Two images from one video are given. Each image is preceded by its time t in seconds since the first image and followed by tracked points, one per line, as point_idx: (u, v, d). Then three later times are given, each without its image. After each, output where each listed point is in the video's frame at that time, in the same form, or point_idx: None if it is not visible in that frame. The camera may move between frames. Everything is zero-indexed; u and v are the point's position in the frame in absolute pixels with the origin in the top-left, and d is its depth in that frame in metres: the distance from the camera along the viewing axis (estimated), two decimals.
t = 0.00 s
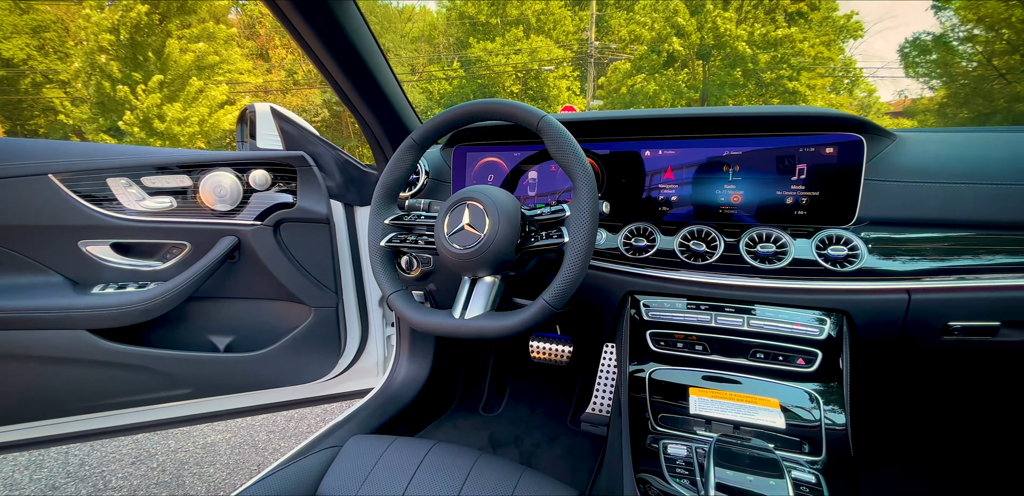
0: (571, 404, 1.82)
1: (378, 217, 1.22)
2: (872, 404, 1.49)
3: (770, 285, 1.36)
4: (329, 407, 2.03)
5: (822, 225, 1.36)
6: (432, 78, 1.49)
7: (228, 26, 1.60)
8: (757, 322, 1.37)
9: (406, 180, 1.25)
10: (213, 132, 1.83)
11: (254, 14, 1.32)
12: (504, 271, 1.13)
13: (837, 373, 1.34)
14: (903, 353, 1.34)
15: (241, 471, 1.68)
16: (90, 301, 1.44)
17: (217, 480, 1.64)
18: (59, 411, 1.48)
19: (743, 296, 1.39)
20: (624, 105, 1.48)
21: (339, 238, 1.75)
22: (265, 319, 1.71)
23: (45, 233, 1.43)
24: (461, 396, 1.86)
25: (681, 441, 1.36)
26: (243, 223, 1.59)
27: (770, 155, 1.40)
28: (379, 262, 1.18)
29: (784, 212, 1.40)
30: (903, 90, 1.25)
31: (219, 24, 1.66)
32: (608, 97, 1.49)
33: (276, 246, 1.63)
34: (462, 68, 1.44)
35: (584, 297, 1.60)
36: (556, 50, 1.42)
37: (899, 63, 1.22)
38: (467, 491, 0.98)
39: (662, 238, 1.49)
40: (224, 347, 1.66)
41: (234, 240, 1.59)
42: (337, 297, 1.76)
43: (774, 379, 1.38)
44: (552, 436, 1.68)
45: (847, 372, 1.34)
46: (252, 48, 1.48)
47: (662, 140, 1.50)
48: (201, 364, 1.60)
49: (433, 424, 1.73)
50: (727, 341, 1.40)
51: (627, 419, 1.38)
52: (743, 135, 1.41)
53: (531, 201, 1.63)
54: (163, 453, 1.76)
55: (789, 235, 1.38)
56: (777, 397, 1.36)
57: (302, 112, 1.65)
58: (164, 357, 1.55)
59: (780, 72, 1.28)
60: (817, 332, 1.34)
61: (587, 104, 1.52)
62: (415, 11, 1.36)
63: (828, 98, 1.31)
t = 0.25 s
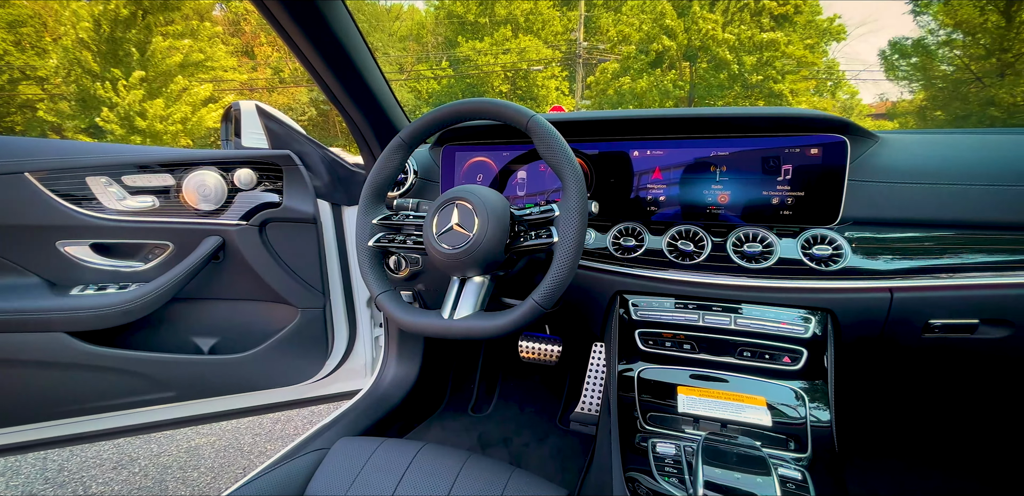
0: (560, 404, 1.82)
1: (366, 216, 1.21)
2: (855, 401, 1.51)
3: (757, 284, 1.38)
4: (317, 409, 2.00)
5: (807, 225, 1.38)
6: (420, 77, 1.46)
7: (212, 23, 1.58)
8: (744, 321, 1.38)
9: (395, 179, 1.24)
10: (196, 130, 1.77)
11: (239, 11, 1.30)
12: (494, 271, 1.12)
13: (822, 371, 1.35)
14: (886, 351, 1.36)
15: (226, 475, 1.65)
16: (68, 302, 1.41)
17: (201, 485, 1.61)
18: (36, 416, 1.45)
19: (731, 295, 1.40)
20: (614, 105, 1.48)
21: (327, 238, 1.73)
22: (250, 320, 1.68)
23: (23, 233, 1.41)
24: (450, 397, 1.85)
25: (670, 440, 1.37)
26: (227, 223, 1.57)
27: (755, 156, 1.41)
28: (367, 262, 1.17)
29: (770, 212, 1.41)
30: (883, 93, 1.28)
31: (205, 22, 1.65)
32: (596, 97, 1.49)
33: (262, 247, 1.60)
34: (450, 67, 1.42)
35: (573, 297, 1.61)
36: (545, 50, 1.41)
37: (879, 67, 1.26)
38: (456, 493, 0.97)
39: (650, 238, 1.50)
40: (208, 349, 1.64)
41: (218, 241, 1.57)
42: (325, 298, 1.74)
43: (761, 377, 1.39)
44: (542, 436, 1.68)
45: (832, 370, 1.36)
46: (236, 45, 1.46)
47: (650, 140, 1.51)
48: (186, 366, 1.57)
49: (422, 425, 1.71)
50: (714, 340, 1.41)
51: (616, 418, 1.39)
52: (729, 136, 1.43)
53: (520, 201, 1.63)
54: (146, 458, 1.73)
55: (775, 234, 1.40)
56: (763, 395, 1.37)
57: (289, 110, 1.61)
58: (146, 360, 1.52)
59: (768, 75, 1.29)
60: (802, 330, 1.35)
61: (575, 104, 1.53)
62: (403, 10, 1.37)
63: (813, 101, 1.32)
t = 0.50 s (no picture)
0: (549, 404, 1.82)
1: (354, 215, 1.20)
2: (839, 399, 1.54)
3: (744, 283, 1.39)
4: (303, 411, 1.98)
5: (792, 225, 1.40)
6: (409, 77, 1.46)
7: (197, 20, 1.57)
8: (731, 320, 1.39)
9: (383, 179, 1.22)
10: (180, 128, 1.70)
11: (224, 7, 1.28)
12: (483, 271, 1.12)
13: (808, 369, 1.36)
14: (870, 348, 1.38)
15: (210, 479, 1.62)
16: (46, 304, 1.38)
17: (184, 489, 1.58)
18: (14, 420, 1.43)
19: (718, 295, 1.41)
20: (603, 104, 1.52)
21: (314, 237, 1.71)
22: (235, 321, 1.66)
23: None
24: (439, 397, 1.84)
25: (659, 439, 1.37)
26: (211, 223, 1.54)
27: (743, 156, 1.43)
28: (354, 263, 1.16)
29: (756, 212, 1.43)
30: (866, 94, 1.32)
31: (188, 20, 1.64)
32: (584, 97, 1.53)
33: (247, 247, 1.58)
34: (439, 66, 1.45)
35: (562, 297, 1.61)
36: (534, 50, 1.47)
37: (861, 69, 1.30)
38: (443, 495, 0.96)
39: (639, 237, 1.51)
40: (192, 351, 1.61)
41: (203, 241, 1.54)
42: (312, 298, 1.72)
43: (748, 376, 1.39)
44: (531, 436, 1.68)
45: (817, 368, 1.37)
46: (222, 43, 1.49)
47: (638, 141, 1.51)
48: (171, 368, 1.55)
49: (411, 426, 1.70)
50: (702, 339, 1.41)
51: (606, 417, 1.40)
52: (718, 137, 1.44)
53: (510, 201, 1.62)
54: (127, 463, 1.69)
55: (761, 234, 1.42)
56: (750, 393, 1.38)
57: (275, 108, 1.61)
58: (127, 363, 1.50)
59: (753, 76, 1.41)
60: (788, 328, 1.36)
61: (564, 104, 1.52)
62: (391, 9, 1.38)
63: (799, 101, 1.36)
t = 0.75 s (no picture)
0: (538, 404, 1.82)
1: (340, 215, 1.18)
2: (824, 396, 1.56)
3: (731, 283, 1.40)
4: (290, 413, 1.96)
5: (779, 224, 1.42)
6: (397, 75, 1.45)
7: (181, 16, 1.56)
8: (718, 319, 1.40)
9: (371, 178, 1.21)
10: (163, 127, 1.67)
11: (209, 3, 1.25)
12: (472, 271, 1.12)
13: (794, 367, 1.37)
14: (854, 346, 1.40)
15: (194, 483, 1.59)
16: (24, 306, 1.36)
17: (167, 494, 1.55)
18: None
19: (706, 294, 1.43)
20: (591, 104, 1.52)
21: (301, 237, 1.68)
22: (219, 322, 1.63)
23: None
24: (428, 398, 1.83)
25: (647, 438, 1.36)
26: (195, 223, 1.51)
27: (729, 156, 1.44)
28: (342, 263, 1.15)
29: (743, 212, 1.45)
30: (852, 96, 1.33)
31: (172, 15, 1.62)
32: (573, 97, 1.53)
33: (232, 246, 1.55)
34: (427, 65, 1.43)
35: (551, 297, 1.61)
36: (523, 49, 1.48)
37: (843, 71, 1.32)
38: None
39: (628, 237, 1.52)
40: (176, 353, 1.59)
41: (186, 241, 1.51)
42: (299, 299, 1.69)
43: (735, 374, 1.40)
44: (520, 436, 1.68)
45: (803, 366, 1.38)
46: (207, 39, 1.46)
47: (627, 141, 1.52)
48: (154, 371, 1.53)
49: (399, 427, 1.69)
50: (689, 338, 1.42)
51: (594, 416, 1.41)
52: (705, 137, 1.45)
53: (499, 201, 1.62)
54: (108, 467, 1.66)
55: (748, 234, 1.43)
56: (737, 391, 1.38)
57: (260, 107, 1.58)
58: (107, 366, 1.48)
59: (739, 77, 1.42)
60: (774, 327, 1.37)
61: (553, 105, 1.53)
62: (378, 7, 1.35)
63: (784, 104, 1.37)
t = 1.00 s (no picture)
0: (528, 403, 1.82)
1: (327, 215, 1.17)
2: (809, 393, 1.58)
3: (718, 282, 1.41)
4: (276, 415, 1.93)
5: (766, 224, 1.43)
6: (385, 74, 1.44)
7: (164, 10, 1.55)
8: (706, 318, 1.41)
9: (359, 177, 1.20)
10: (145, 125, 1.64)
11: None
12: (461, 270, 1.11)
13: (779, 365, 1.39)
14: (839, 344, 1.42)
15: (177, 487, 1.56)
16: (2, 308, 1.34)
17: None
18: None
19: (693, 293, 1.44)
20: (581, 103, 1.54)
21: (287, 236, 1.66)
22: (203, 324, 1.60)
23: None
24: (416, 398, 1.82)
25: (636, 436, 1.36)
26: (178, 222, 1.48)
27: (716, 157, 1.45)
28: (328, 263, 1.14)
29: (729, 212, 1.46)
30: (835, 97, 1.33)
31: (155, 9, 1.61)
32: (562, 95, 1.53)
33: (216, 246, 1.52)
34: (416, 64, 1.41)
35: (540, 297, 1.60)
36: (511, 49, 1.46)
37: (828, 74, 1.32)
38: None
39: (617, 236, 1.52)
40: (158, 355, 1.56)
41: (168, 241, 1.48)
42: (285, 300, 1.67)
43: (722, 373, 1.40)
44: (509, 436, 1.67)
45: (789, 364, 1.39)
46: (190, 36, 1.45)
47: (616, 140, 1.53)
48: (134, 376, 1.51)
49: (388, 428, 1.68)
50: (678, 337, 1.43)
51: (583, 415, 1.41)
52: (693, 137, 1.46)
53: (488, 200, 1.61)
54: (88, 472, 1.62)
55: (736, 233, 1.44)
56: (725, 390, 1.39)
57: (246, 105, 1.56)
58: (87, 369, 1.45)
59: (723, 78, 1.42)
60: (761, 325, 1.39)
61: (542, 105, 1.55)
62: (366, 5, 1.34)
63: (771, 105, 1.39)
